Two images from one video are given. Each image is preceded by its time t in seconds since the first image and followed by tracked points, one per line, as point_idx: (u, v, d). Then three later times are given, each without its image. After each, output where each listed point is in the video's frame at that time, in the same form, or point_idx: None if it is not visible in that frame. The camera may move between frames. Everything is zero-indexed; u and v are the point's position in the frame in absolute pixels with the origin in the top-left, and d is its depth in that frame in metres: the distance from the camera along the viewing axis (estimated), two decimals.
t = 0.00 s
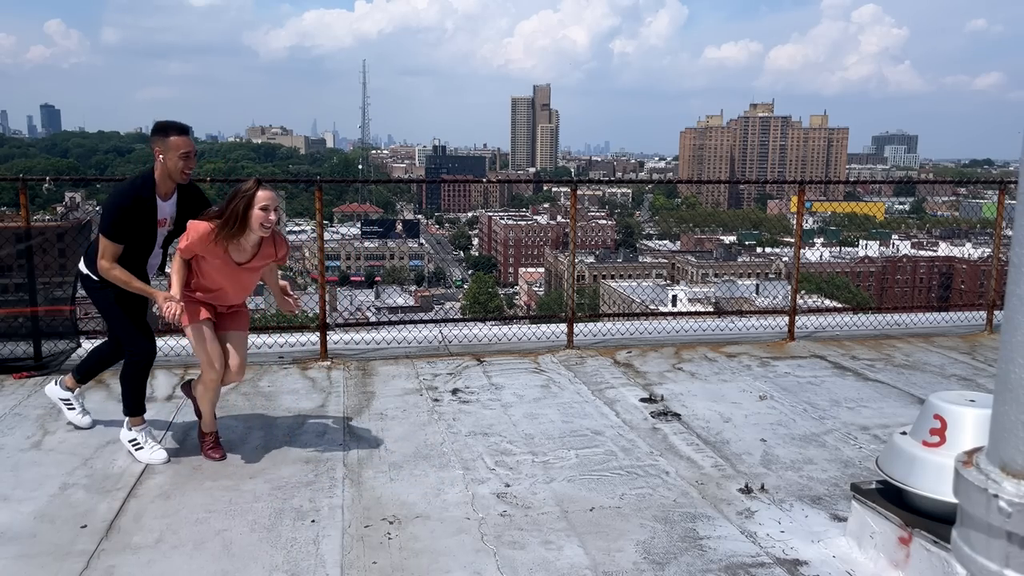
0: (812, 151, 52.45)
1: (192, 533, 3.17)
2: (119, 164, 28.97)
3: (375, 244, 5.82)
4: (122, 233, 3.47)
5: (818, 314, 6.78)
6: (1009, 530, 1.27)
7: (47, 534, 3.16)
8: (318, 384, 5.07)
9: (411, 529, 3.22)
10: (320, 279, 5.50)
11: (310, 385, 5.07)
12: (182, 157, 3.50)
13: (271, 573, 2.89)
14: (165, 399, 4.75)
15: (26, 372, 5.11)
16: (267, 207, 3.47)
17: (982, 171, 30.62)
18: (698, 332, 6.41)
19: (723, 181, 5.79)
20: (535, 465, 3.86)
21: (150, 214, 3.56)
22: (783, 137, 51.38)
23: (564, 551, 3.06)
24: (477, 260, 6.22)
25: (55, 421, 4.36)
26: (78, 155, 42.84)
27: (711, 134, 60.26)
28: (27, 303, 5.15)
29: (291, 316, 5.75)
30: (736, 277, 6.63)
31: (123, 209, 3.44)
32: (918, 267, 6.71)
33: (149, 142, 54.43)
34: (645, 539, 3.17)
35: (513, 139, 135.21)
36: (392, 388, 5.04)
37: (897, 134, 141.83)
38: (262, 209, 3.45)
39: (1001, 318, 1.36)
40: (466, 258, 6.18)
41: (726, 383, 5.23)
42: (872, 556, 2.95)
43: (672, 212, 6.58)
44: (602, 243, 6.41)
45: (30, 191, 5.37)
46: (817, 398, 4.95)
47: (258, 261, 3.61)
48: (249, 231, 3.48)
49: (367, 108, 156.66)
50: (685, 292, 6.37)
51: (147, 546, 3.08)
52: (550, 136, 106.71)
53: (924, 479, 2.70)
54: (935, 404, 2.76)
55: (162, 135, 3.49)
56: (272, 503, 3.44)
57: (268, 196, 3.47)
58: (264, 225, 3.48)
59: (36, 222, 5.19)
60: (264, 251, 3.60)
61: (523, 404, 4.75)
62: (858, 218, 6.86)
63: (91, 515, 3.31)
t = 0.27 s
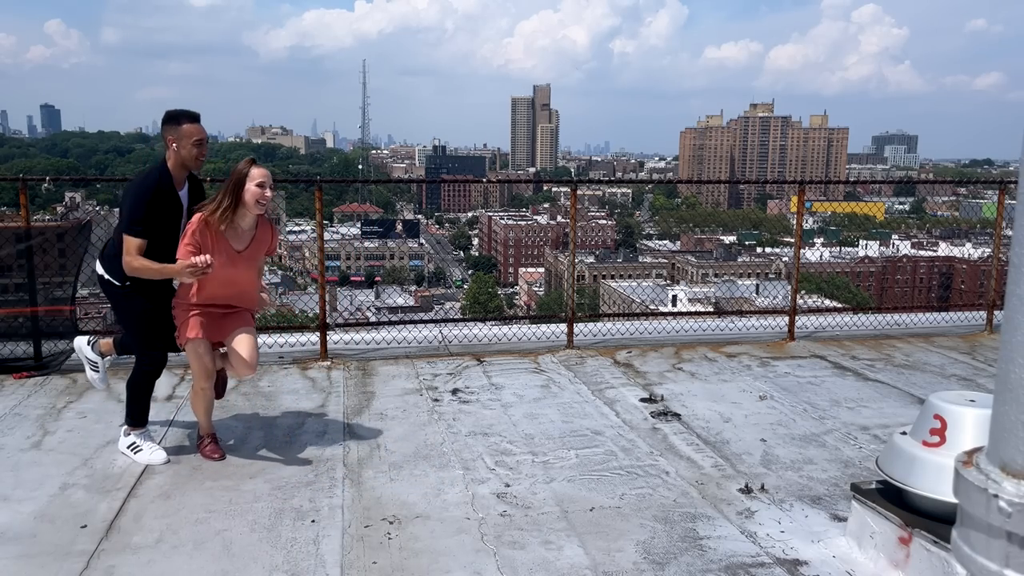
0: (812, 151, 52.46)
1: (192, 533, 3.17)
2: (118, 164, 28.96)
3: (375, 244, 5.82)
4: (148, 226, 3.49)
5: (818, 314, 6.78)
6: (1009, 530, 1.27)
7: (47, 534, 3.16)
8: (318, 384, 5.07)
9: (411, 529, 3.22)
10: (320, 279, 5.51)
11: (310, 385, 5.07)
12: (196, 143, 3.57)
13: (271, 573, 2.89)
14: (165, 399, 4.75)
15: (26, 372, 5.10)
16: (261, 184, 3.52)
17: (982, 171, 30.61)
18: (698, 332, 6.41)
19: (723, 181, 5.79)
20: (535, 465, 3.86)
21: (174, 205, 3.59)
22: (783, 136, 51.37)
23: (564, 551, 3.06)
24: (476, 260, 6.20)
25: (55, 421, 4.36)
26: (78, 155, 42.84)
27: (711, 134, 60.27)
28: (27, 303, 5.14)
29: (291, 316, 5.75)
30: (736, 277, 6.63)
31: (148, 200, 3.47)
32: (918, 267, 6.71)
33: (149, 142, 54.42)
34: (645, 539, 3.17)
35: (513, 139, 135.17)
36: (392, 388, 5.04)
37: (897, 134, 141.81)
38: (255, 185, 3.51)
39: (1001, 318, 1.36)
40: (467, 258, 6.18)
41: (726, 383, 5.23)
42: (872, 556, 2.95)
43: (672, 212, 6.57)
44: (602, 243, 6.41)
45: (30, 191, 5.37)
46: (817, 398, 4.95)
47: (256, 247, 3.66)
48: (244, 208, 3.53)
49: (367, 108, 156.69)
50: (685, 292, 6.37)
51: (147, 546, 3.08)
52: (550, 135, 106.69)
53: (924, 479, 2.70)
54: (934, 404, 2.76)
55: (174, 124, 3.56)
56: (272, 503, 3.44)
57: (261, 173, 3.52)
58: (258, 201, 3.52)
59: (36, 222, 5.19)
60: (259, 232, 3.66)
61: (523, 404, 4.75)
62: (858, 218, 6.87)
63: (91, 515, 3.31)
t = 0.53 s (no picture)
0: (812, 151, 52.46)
1: (192, 533, 3.17)
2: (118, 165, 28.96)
3: (375, 244, 5.83)
4: (177, 201, 3.47)
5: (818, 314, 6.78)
6: (1009, 530, 1.27)
7: (47, 534, 3.16)
8: (318, 384, 5.07)
9: (411, 529, 3.22)
10: (320, 279, 5.51)
11: (310, 385, 5.07)
12: (218, 126, 3.66)
13: (271, 573, 2.89)
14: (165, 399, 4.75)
15: (26, 372, 5.10)
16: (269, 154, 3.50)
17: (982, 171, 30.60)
18: (698, 332, 6.41)
19: (723, 181, 5.79)
20: (535, 465, 3.86)
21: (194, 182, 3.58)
22: (783, 136, 51.37)
23: (564, 551, 3.06)
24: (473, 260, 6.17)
25: (55, 421, 4.36)
26: (78, 155, 42.82)
27: (711, 134, 60.28)
28: (27, 303, 5.14)
29: (291, 316, 5.75)
30: (736, 277, 6.63)
31: (176, 174, 3.47)
32: (918, 267, 6.71)
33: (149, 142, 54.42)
34: (645, 539, 3.17)
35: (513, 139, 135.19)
36: (392, 388, 5.04)
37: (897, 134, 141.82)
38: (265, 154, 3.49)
39: (1001, 318, 1.36)
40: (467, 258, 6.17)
41: (726, 383, 5.23)
42: (872, 556, 2.95)
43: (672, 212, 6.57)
44: (602, 243, 6.41)
45: (30, 191, 5.37)
46: (817, 398, 4.95)
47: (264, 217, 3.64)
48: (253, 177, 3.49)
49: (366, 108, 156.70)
50: (685, 293, 6.37)
51: (147, 546, 3.08)
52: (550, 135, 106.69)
53: (923, 479, 2.70)
54: (935, 404, 2.76)
55: (196, 105, 3.62)
56: (272, 503, 3.44)
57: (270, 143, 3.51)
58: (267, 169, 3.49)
59: (36, 222, 5.18)
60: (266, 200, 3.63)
61: (523, 404, 4.75)
62: (858, 218, 6.87)
63: (91, 515, 3.31)
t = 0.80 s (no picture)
0: (812, 151, 52.46)
1: (192, 533, 3.17)
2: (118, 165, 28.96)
3: (375, 244, 5.83)
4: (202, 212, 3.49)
5: (818, 314, 6.77)
6: (1009, 530, 1.27)
7: (47, 534, 3.16)
8: (318, 384, 5.07)
9: (411, 529, 3.22)
10: (320, 278, 5.50)
11: (310, 384, 5.07)
12: (232, 140, 3.73)
13: (271, 573, 2.89)
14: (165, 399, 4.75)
15: (26, 372, 5.10)
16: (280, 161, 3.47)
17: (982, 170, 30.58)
18: (698, 332, 6.40)
19: (723, 181, 5.79)
20: (535, 465, 3.86)
21: (213, 194, 3.57)
22: (783, 136, 51.36)
23: (564, 551, 3.06)
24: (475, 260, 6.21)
25: (55, 422, 4.36)
26: (78, 155, 42.81)
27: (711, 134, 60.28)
28: (27, 303, 5.14)
29: (291, 316, 5.75)
30: (736, 277, 6.63)
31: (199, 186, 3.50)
32: (918, 267, 6.71)
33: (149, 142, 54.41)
34: (645, 539, 3.17)
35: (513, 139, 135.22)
36: (392, 388, 5.04)
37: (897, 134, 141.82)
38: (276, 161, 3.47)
39: (1001, 318, 1.36)
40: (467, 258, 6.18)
41: (726, 383, 5.23)
42: (872, 556, 2.95)
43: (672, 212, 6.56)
44: (602, 243, 6.42)
45: (30, 191, 5.37)
46: (817, 398, 4.95)
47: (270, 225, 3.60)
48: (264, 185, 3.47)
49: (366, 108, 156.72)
50: (685, 292, 6.38)
51: (147, 546, 3.08)
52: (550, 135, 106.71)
53: (924, 479, 2.70)
54: (935, 404, 2.76)
55: (210, 121, 3.72)
56: (272, 503, 3.44)
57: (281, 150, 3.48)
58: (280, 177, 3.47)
59: (36, 222, 5.18)
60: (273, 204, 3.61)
61: (523, 404, 4.75)
62: (858, 218, 6.88)
63: (91, 515, 3.31)
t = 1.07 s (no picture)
0: (812, 151, 52.47)
1: (192, 533, 3.18)
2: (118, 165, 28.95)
3: (375, 244, 5.83)
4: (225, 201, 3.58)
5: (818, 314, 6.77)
6: (1009, 530, 1.27)
7: (47, 534, 3.16)
8: (318, 384, 5.07)
9: (411, 529, 3.22)
10: (320, 278, 5.49)
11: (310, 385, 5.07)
12: (262, 133, 3.72)
13: (271, 573, 2.89)
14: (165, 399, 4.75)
15: (26, 372, 5.10)
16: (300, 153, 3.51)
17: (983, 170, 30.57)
18: (698, 332, 6.41)
19: (723, 181, 5.79)
20: (535, 465, 3.86)
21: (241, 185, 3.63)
22: (783, 136, 51.36)
23: (564, 551, 3.06)
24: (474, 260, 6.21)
25: (55, 422, 4.36)
26: (78, 155, 42.82)
27: (711, 134, 60.29)
28: (27, 303, 5.13)
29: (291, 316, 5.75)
30: (736, 277, 6.64)
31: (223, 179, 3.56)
32: (918, 267, 6.71)
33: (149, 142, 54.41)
34: (645, 538, 3.17)
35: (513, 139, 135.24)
36: (392, 388, 5.04)
37: (897, 134, 141.82)
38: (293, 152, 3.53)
39: (1001, 318, 1.36)
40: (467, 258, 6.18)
41: (726, 383, 5.23)
42: (872, 556, 2.95)
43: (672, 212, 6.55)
44: (601, 243, 6.42)
45: (30, 191, 5.37)
46: (817, 398, 4.95)
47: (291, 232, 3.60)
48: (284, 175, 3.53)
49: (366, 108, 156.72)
50: (685, 292, 6.38)
51: (147, 546, 3.08)
52: (550, 135, 106.74)
53: (924, 479, 2.69)
54: (935, 404, 2.76)
55: (241, 113, 3.72)
56: (273, 503, 3.44)
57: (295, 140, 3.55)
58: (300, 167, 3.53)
59: (36, 222, 5.18)
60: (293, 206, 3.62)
61: (523, 404, 4.75)
62: (858, 218, 6.89)
63: (91, 515, 3.31)
